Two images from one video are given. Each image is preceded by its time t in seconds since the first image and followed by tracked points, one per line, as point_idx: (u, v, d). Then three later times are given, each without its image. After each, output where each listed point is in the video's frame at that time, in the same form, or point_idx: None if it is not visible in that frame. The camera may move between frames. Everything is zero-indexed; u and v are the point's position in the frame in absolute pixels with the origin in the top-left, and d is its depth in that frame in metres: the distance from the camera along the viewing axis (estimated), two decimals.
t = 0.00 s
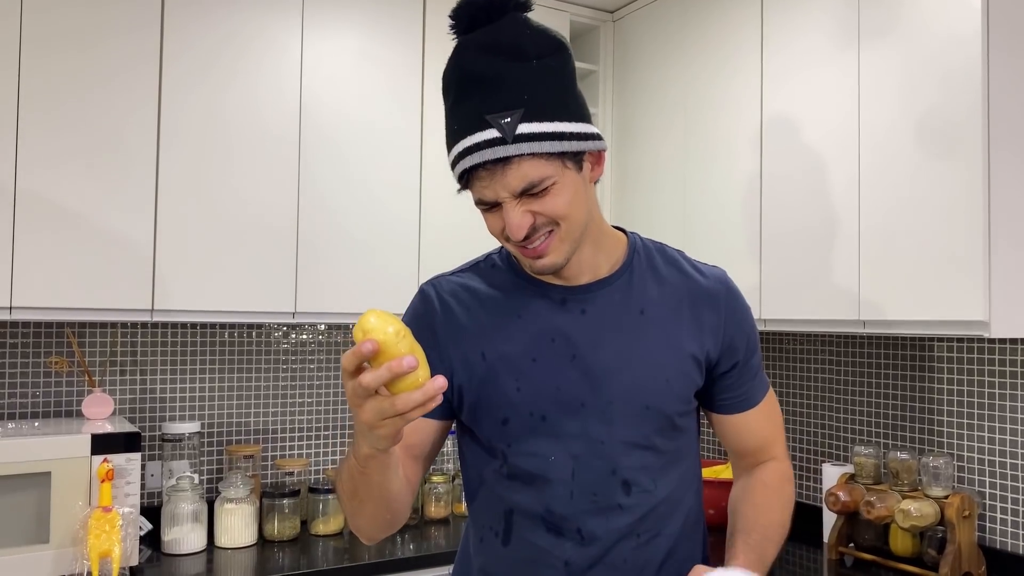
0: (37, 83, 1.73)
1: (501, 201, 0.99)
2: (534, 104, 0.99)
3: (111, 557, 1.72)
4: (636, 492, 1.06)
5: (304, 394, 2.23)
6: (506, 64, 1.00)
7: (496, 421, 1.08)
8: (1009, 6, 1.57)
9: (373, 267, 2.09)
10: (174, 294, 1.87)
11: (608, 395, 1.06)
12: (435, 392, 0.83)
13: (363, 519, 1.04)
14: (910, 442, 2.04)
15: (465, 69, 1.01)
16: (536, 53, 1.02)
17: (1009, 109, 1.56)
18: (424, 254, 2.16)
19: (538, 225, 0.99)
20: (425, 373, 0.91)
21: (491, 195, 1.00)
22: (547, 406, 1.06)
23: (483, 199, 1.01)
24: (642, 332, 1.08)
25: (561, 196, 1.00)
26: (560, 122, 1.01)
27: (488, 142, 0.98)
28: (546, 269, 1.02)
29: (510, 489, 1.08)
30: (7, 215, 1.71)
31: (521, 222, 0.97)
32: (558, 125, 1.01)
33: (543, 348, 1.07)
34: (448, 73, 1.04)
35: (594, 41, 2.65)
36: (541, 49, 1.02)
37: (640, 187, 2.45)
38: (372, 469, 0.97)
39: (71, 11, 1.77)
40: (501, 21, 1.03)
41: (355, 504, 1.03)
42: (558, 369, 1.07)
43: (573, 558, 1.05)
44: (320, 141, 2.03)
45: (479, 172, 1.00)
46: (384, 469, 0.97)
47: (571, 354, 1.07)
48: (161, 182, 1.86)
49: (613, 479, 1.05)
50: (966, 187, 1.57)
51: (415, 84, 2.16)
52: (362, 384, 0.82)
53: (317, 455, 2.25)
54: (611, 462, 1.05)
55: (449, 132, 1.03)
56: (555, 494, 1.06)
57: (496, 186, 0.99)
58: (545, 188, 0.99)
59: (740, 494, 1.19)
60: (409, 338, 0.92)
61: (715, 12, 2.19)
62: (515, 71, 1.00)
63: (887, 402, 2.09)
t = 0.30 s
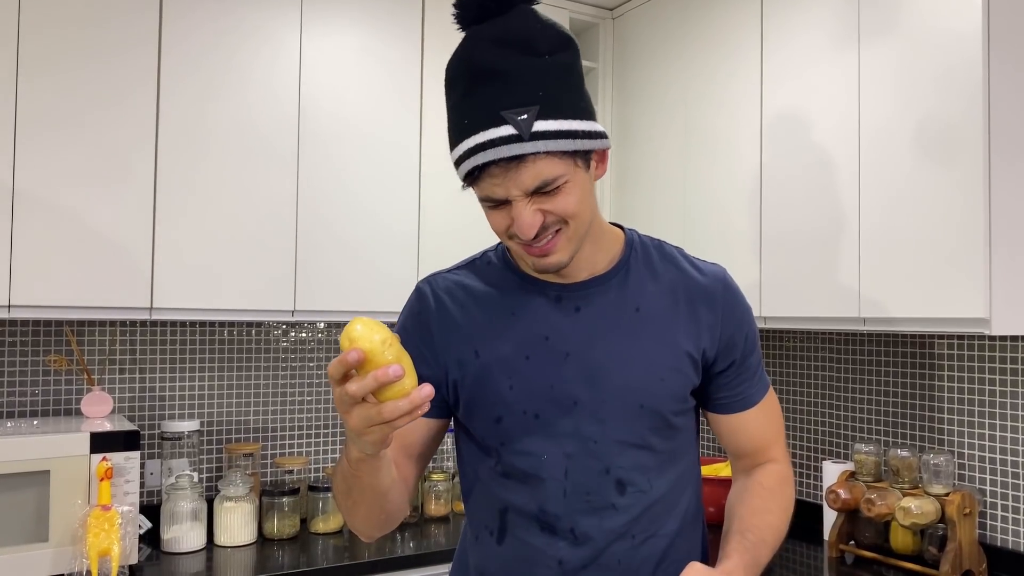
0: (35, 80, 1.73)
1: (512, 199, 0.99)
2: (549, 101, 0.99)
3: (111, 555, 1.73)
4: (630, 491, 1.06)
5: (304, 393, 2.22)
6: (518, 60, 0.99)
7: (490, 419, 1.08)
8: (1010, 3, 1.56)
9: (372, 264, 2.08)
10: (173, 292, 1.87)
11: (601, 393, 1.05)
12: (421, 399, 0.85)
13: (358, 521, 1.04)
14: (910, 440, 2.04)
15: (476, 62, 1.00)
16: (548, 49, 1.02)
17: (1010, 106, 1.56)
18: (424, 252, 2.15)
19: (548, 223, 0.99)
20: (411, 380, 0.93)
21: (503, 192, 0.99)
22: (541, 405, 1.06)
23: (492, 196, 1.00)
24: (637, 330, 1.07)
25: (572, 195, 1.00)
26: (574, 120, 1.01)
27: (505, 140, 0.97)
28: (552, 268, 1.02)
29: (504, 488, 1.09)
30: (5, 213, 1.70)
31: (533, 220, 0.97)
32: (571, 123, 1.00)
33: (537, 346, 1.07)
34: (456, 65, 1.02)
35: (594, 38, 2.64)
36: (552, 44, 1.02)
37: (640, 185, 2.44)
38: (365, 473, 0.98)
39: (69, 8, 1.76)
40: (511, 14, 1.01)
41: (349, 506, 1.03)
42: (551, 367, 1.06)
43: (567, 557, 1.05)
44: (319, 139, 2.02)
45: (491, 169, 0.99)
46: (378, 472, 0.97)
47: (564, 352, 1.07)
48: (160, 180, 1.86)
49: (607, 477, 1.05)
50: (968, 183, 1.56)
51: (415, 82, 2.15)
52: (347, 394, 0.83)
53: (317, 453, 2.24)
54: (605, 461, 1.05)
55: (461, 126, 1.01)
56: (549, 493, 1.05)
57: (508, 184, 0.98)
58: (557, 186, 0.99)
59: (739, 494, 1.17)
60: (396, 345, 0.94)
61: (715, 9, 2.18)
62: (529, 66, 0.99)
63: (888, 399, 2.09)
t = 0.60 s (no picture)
0: (32, 81, 1.73)
1: (536, 208, 0.98)
2: (580, 112, 0.99)
3: (108, 556, 1.72)
4: (624, 490, 1.06)
5: (301, 394, 2.22)
6: (550, 67, 0.98)
7: (485, 420, 1.07)
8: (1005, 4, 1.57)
9: (369, 265, 2.08)
10: (170, 293, 1.87)
11: (596, 393, 1.05)
12: (426, 412, 0.86)
13: (355, 528, 1.04)
14: (906, 439, 2.04)
15: (507, 67, 0.97)
16: (573, 58, 1.01)
17: (1004, 107, 1.57)
18: (421, 252, 2.15)
19: (565, 233, 1.00)
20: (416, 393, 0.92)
21: (528, 201, 0.98)
22: (536, 406, 1.06)
23: (513, 202, 0.99)
24: (629, 330, 1.07)
25: (590, 206, 1.01)
26: (600, 131, 1.01)
27: (540, 151, 0.95)
28: (560, 274, 1.03)
29: (498, 489, 1.08)
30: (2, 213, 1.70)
31: (556, 231, 0.97)
32: (598, 134, 1.00)
33: (530, 347, 1.07)
34: (482, 67, 0.99)
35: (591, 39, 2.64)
36: (577, 54, 1.01)
37: (637, 185, 2.44)
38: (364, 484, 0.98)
39: (66, 9, 1.76)
40: (539, 19, 1.00)
41: (346, 514, 1.03)
42: (545, 368, 1.06)
43: (562, 557, 1.05)
44: (316, 140, 2.02)
45: (521, 178, 0.97)
46: (377, 482, 0.98)
47: (558, 353, 1.06)
48: (157, 180, 1.86)
49: (602, 477, 1.05)
50: (963, 183, 1.57)
51: (412, 82, 2.15)
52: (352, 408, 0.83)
53: (314, 454, 2.24)
54: (600, 461, 1.05)
55: (489, 133, 0.98)
56: (545, 493, 1.05)
57: (536, 195, 0.97)
58: (580, 198, 0.99)
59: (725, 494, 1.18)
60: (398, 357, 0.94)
61: (712, 10, 2.18)
62: (560, 75, 0.98)
63: (884, 399, 2.09)
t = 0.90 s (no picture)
0: None
1: (587, 198, 0.78)
2: (654, 88, 0.78)
3: None
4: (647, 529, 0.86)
5: (256, 415, 1.88)
6: (621, 34, 0.76)
7: (484, 447, 0.86)
8: None
9: (337, 262, 1.75)
10: (94, 295, 1.55)
11: (620, 414, 0.86)
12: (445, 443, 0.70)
13: None
14: (979, 468, 1.73)
15: (572, 20, 0.74)
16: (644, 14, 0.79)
17: None
18: (398, 247, 1.81)
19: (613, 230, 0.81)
20: (435, 415, 0.77)
21: (580, 190, 0.78)
22: (547, 428, 0.85)
23: (557, 186, 0.78)
24: (657, 342, 0.87)
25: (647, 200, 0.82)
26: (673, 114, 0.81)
27: (608, 134, 0.75)
28: (597, 277, 0.84)
29: (495, 528, 0.86)
30: None
31: (606, 230, 0.79)
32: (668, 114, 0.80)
33: (539, 357, 0.86)
34: (532, 29, 0.75)
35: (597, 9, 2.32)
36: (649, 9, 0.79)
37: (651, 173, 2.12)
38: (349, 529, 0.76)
39: None
40: None
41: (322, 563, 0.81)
42: (559, 384, 0.85)
43: None
44: (271, 112, 1.70)
45: (577, 162, 0.77)
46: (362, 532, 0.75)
47: (573, 365, 0.86)
48: (79, 158, 1.55)
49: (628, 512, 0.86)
50: None
51: (383, 41, 1.79)
52: (360, 436, 0.69)
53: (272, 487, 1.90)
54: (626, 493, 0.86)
55: (547, 105, 0.76)
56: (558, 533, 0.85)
57: (592, 184, 0.78)
58: (640, 190, 0.80)
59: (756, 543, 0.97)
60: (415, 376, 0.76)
61: None
62: (632, 43, 0.76)
63: (949, 420, 1.78)
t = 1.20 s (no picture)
0: None
1: (627, 192, 0.82)
2: (701, 97, 0.84)
3: None
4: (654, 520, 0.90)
5: (245, 417, 1.88)
6: (680, 39, 0.82)
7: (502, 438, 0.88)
8: None
9: (329, 262, 1.75)
10: (84, 296, 1.55)
11: (633, 410, 0.88)
12: (488, 448, 0.71)
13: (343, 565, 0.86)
14: (970, 468, 1.73)
15: (637, 25, 0.79)
16: (695, 30, 0.85)
17: None
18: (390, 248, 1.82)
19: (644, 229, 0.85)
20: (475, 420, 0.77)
21: (624, 183, 0.81)
22: (565, 420, 0.87)
23: (601, 179, 0.82)
24: (672, 342, 0.90)
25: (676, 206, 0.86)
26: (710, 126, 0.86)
27: (660, 131, 0.79)
28: (619, 274, 0.86)
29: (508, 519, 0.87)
30: None
31: (640, 226, 0.83)
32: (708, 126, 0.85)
33: (558, 352, 0.88)
34: (602, 21, 0.80)
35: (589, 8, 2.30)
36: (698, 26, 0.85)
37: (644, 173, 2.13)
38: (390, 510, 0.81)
39: None
40: None
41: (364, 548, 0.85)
42: (576, 378, 0.87)
43: None
44: (263, 113, 1.70)
45: (626, 155, 0.80)
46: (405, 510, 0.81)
47: (591, 361, 0.88)
48: (72, 159, 1.55)
49: (635, 504, 0.89)
50: None
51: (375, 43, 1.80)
52: (410, 438, 0.69)
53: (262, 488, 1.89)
54: (634, 484, 0.89)
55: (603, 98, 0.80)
56: (569, 524, 0.87)
57: (636, 178, 0.81)
58: (674, 194, 0.84)
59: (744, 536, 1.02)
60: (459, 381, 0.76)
61: None
62: (688, 49, 0.82)
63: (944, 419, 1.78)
